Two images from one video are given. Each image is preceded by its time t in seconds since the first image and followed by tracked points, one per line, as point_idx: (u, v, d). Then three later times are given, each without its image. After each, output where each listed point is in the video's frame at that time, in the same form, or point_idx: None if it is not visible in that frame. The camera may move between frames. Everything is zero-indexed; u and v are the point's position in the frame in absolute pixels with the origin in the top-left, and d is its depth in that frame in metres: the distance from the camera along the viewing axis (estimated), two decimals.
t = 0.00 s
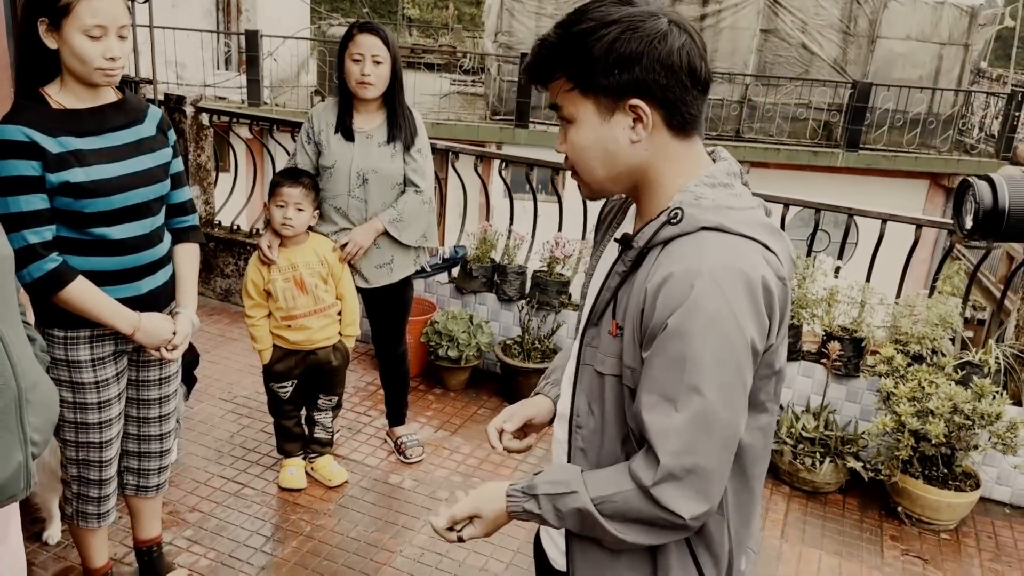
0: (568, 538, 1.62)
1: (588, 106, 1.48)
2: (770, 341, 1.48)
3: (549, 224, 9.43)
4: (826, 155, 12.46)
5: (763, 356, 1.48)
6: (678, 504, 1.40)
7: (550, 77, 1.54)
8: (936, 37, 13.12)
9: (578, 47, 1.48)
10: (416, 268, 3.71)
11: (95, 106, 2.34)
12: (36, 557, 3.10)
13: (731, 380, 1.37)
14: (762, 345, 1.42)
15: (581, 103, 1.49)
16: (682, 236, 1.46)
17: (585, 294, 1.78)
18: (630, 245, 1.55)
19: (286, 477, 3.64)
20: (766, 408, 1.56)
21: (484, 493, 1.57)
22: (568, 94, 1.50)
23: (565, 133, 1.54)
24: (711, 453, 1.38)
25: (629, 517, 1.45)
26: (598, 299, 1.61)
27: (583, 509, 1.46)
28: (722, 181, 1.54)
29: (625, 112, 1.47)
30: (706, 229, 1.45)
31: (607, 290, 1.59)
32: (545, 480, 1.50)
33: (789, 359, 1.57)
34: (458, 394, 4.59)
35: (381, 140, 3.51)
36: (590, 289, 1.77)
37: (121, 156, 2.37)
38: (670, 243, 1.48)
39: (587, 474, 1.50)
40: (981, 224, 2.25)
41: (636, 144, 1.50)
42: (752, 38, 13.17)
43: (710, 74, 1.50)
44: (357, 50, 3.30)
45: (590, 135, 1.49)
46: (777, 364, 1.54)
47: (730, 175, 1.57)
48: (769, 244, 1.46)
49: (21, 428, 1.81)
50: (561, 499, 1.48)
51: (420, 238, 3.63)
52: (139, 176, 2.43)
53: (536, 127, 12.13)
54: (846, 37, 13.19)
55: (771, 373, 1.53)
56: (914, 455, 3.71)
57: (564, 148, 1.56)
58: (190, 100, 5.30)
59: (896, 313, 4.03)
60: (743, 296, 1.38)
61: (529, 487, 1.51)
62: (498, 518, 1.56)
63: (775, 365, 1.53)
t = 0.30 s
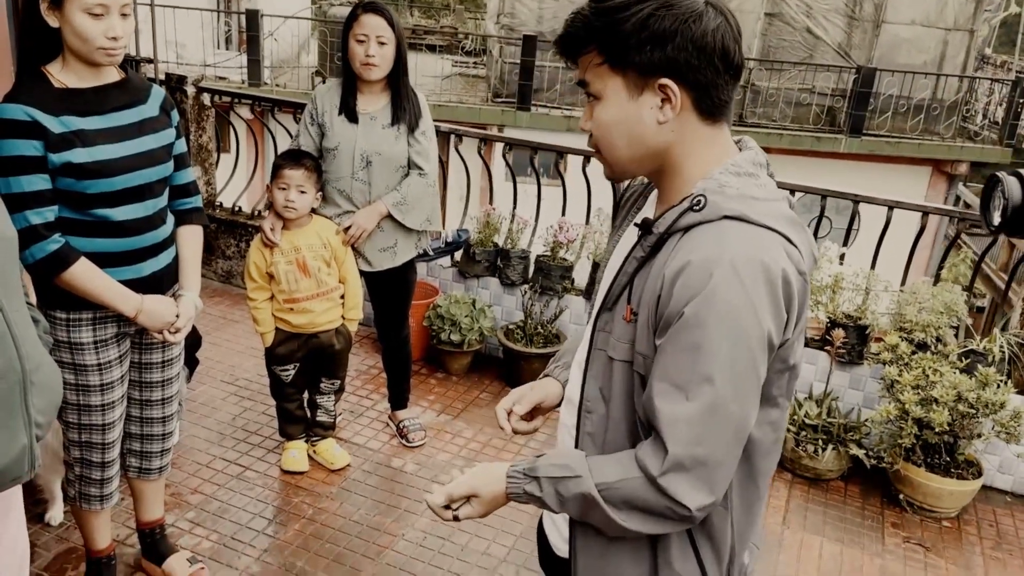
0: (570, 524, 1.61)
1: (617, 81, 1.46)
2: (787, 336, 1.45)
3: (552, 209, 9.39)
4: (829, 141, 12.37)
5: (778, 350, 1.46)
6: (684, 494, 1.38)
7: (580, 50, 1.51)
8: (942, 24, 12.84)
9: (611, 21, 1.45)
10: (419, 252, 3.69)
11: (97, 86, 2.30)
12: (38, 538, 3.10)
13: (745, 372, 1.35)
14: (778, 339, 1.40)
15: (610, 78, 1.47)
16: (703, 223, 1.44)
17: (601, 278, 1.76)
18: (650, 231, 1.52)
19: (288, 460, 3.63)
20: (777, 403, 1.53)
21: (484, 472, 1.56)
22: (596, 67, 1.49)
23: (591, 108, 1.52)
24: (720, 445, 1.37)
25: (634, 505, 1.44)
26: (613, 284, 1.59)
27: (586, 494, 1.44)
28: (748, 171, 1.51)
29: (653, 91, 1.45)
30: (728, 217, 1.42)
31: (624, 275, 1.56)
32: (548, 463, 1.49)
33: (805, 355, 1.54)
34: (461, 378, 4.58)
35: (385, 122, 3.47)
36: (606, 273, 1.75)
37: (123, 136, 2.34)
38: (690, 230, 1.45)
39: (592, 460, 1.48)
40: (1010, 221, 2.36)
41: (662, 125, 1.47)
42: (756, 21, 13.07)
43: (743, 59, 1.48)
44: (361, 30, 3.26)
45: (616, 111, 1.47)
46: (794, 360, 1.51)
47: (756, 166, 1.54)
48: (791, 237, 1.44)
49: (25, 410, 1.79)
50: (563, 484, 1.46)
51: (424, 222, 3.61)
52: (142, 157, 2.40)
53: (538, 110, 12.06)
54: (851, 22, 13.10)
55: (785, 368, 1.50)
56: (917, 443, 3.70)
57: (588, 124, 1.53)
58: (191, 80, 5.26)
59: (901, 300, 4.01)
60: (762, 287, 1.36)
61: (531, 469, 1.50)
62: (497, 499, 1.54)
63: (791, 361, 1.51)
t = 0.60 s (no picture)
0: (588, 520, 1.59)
1: (642, 68, 1.41)
2: (815, 332, 1.42)
3: (552, 187, 9.33)
4: (828, 117, 12.25)
5: (805, 347, 1.42)
6: (710, 494, 1.35)
7: (602, 33, 1.46)
8: None
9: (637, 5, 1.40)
10: (421, 234, 3.64)
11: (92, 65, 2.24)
12: (37, 522, 3.08)
13: (773, 371, 1.31)
14: (807, 336, 1.37)
15: (634, 64, 1.42)
16: (730, 216, 1.40)
17: (620, 269, 1.72)
18: (674, 223, 1.48)
19: (288, 443, 3.61)
20: (803, 400, 1.50)
21: (507, 468, 1.53)
22: (618, 53, 1.44)
23: (613, 96, 1.47)
24: (746, 444, 1.34)
25: (657, 504, 1.41)
26: (634, 277, 1.55)
27: (608, 492, 1.41)
28: (775, 161, 1.47)
29: (680, 79, 1.41)
30: (756, 211, 1.38)
31: (646, 269, 1.52)
32: (568, 459, 1.46)
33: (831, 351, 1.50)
34: (461, 359, 4.55)
35: (385, 101, 3.40)
36: (625, 265, 1.71)
37: (120, 117, 2.28)
38: (717, 223, 1.42)
39: (614, 457, 1.45)
40: None
41: (688, 114, 1.43)
42: None
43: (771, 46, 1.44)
44: (361, 7, 3.18)
45: (641, 100, 1.43)
46: (820, 357, 1.48)
47: (783, 155, 1.50)
48: (820, 231, 1.40)
49: (25, 400, 1.75)
50: (585, 481, 1.43)
51: (426, 203, 3.55)
52: (139, 139, 2.34)
53: (535, 85, 11.93)
54: None
55: (811, 364, 1.47)
56: (920, 426, 3.69)
57: (610, 112, 1.49)
58: (185, 56, 5.17)
59: (905, 282, 3.98)
60: (791, 284, 1.32)
61: (552, 465, 1.47)
62: (517, 495, 1.51)
63: (818, 358, 1.47)
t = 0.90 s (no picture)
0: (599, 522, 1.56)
1: (655, 62, 1.37)
2: (834, 335, 1.38)
3: (547, 165, 9.24)
4: (823, 91, 12.13)
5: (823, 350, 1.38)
6: (724, 502, 1.32)
7: (614, 27, 1.42)
8: None
9: None
10: (415, 217, 3.57)
11: (75, 48, 2.16)
12: (28, 512, 3.04)
13: (793, 377, 1.27)
14: (826, 339, 1.33)
15: (647, 58, 1.38)
16: (749, 215, 1.36)
17: (631, 266, 1.68)
18: (689, 221, 1.44)
19: (282, 429, 3.57)
20: (819, 403, 1.47)
21: (515, 470, 1.50)
22: (630, 46, 1.39)
23: (626, 91, 1.42)
24: (764, 452, 1.30)
25: (669, 510, 1.38)
26: (646, 276, 1.51)
27: (620, 499, 1.38)
28: (794, 157, 1.43)
29: (695, 72, 1.36)
30: (775, 210, 1.34)
31: (659, 268, 1.48)
32: (580, 463, 1.42)
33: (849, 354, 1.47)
34: (457, 342, 4.51)
35: (379, 82, 3.32)
36: (636, 262, 1.67)
37: (105, 103, 2.21)
38: (735, 222, 1.37)
39: (626, 461, 1.42)
40: None
41: (703, 108, 1.39)
42: None
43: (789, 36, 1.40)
44: None
45: (655, 94, 1.38)
46: (837, 360, 1.44)
47: (802, 151, 1.46)
48: (841, 231, 1.36)
49: (12, 398, 1.70)
50: (596, 486, 1.40)
51: (420, 186, 3.49)
52: (125, 125, 2.26)
53: (528, 59, 11.78)
54: None
55: (829, 367, 1.44)
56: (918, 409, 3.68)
57: (623, 108, 1.44)
58: (172, 32, 5.06)
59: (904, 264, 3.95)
60: (813, 286, 1.28)
61: (562, 469, 1.44)
62: (526, 498, 1.48)
63: (835, 361, 1.44)
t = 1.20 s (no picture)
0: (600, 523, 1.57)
1: (627, 66, 1.46)
2: (831, 343, 1.37)
3: (539, 145, 9.15)
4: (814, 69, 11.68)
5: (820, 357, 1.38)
6: (706, 508, 1.32)
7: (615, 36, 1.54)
8: None
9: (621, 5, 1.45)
10: (406, 202, 3.52)
11: (56, 32, 2.09)
12: (17, 503, 3.00)
13: (778, 383, 1.27)
14: (819, 345, 1.32)
15: (625, 64, 1.46)
16: (741, 213, 1.36)
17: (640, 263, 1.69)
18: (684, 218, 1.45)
19: (273, 417, 3.54)
20: (821, 414, 1.46)
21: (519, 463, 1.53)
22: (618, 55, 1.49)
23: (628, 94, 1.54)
24: (749, 460, 1.30)
25: (657, 514, 1.38)
26: (644, 274, 1.52)
27: (611, 498, 1.40)
28: (798, 156, 1.42)
29: (654, 72, 1.41)
30: (768, 208, 1.34)
31: (656, 265, 1.50)
32: (578, 459, 1.44)
33: (853, 362, 1.45)
34: (449, 327, 4.48)
35: (369, 64, 3.26)
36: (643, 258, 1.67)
37: (87, 88, 2.14)
38: (727, 219, 1.38)
39: (622, 460, 1.43)
40: None
41: (673, 106, 1.42)
42: None
43: (759, 15, 1.34)
44: None
45: (632, 95, 1.47)
46: (840, 369, 1.43)
47: (810, 150, 1.44)
48: (839, 232, 1.35)
49: None
50: (591, 484, 1.42)
51: (412, 170, 3.44)
52: (109, 111, 2.20)
53: (518, 35, 11.64)
54: None
55: (831, 377, 1.42)
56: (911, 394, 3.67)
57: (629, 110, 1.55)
58: (156, 10, 4.94)
59: (900, 247, 3.93)
60: (802, 288, 1.28)
61: (561, 464, 1.46)
62: (528, 491, 1.52)
63: (838, 370, 1.42)
